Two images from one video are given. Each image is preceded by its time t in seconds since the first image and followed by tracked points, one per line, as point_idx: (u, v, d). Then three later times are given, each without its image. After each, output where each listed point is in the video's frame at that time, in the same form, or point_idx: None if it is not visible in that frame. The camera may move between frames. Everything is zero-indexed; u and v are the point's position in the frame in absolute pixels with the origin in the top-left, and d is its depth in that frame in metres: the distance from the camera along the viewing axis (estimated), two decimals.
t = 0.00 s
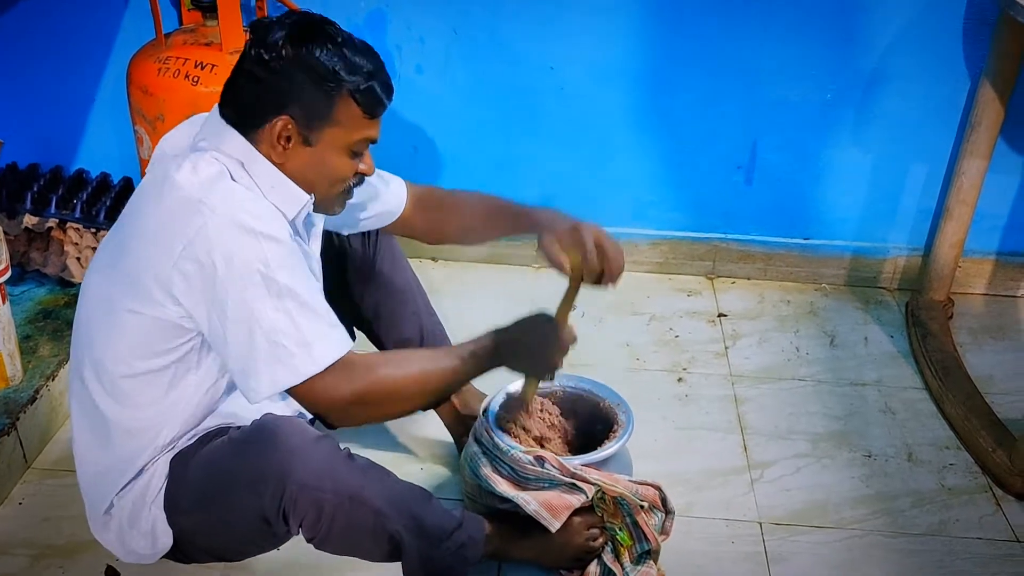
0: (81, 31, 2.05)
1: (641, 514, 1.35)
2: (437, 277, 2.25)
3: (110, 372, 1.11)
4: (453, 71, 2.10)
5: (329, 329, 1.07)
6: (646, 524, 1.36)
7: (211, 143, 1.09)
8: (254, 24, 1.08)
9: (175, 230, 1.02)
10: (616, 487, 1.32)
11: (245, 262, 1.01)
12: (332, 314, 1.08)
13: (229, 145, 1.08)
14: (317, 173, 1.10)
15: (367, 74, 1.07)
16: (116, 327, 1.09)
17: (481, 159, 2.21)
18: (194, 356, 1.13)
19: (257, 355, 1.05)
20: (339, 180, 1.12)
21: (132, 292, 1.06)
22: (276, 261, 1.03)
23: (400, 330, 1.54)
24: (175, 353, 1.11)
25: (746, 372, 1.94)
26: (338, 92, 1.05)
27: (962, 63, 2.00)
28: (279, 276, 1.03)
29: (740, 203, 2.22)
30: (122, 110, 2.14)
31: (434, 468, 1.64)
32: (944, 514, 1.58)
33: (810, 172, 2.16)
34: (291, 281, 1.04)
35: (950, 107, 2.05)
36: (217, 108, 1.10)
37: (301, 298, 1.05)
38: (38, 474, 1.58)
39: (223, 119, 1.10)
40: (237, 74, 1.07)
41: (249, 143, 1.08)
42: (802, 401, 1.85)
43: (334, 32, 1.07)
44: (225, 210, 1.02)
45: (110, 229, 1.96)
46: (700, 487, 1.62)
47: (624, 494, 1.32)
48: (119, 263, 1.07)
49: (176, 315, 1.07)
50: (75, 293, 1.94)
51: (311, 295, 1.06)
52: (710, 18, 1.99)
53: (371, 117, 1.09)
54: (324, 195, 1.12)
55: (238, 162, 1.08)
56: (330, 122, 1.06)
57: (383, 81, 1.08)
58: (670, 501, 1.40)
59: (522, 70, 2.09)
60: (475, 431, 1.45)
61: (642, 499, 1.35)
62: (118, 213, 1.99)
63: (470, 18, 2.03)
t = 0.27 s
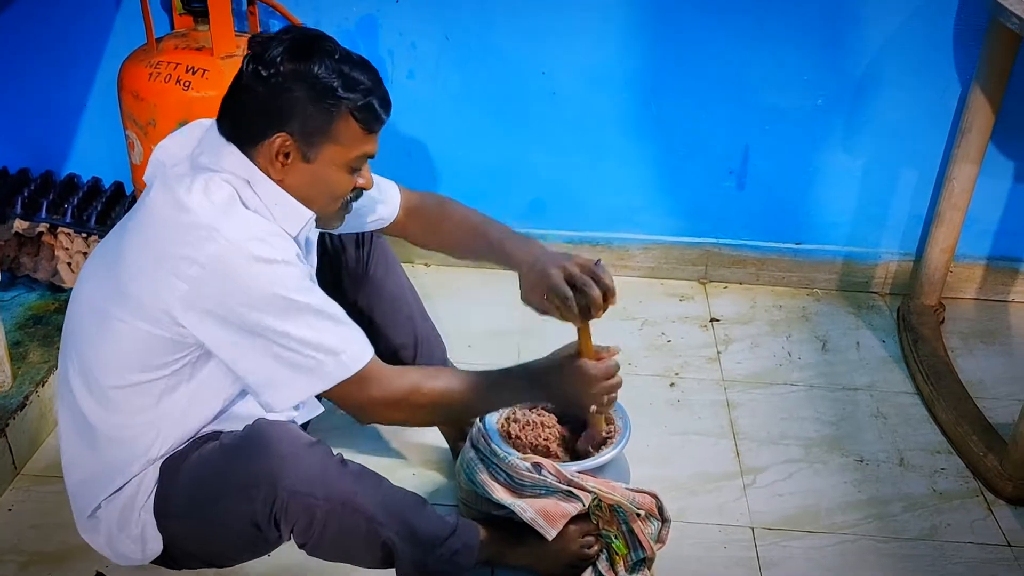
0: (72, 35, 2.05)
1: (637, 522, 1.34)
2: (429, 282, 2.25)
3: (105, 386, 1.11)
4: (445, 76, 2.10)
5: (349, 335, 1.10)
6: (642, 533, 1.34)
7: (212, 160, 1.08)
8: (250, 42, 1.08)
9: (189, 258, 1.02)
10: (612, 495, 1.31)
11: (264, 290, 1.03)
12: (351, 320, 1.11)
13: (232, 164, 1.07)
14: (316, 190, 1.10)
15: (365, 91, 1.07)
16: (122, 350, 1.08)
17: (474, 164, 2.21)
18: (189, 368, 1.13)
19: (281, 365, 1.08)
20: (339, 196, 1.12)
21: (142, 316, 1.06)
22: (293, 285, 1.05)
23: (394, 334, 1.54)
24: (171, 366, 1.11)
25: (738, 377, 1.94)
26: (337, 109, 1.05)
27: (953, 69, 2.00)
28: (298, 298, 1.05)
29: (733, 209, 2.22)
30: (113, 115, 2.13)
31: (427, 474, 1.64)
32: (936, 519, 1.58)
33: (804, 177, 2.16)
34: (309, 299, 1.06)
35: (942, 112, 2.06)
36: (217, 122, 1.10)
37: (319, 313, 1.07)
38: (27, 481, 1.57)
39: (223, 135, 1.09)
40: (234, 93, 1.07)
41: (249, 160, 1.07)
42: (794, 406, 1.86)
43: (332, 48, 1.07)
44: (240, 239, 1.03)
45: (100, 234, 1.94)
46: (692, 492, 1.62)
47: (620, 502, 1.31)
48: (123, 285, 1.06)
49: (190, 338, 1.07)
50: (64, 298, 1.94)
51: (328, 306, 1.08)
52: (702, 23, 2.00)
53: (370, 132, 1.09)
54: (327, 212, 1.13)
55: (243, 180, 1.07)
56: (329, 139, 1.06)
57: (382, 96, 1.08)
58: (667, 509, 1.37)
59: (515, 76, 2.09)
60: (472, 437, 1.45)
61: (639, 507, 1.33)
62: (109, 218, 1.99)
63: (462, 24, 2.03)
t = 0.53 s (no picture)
0: (95, 68, 2.09)
1: (665, 537, 1.35)
2: (449, 304, 2.26)
3: (133, 413, 1.13)
4: (461, 99, 2.12)
5: (357, 344, 1.08)
6: (671, 548, 1.35)
7: (215, 177, 1.11)
8: (267, 54, 1.10)
9: (188, 267, 1.04)
10: (638, 508, 1.31)
11: (263, 293, 1.03)
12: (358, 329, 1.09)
13: (234, 179, 1.09)
14: (320, 205, 1.11)
15: (374, 112, 1.08)
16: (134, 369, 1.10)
17: (493, 185, 2.22)
18: (215, 390, 1.14)
19: (290, 380, 1.05)
20: (342, 213, 1.13)
21: (148, 331, 1.08)
22: (293, 288, 1.05)
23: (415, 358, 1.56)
24: (195, 389, 1.12)
25: (760, 394, 1.93)
26: (344, 130, 1.06)
27: (970, 80, 2.00)
28: (300, 303, 1.05)
29: (751, 225, 2.22)
30: (136, 144, 2.17)
31: (451, 495, 1.64)
32: (963, 535, 1.56)
33: (822, 191, 2.16)
34: (311, 302, 1.06)
35: (961, 123, 2.05)
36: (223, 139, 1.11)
37: (323, 320, 1.06)
38: (56, 508, 1.59)
39: (228, 149, 1.11)
40: (245, 105, 1.08)
41: (253, 175, 1.09)
42: (817, 422, 1.85)
43: (345, 69, 1.08)
44: (237, 246, 1.04)
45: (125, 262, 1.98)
46: (715, 511, 1.61)
47: (647, 515, 1.31)
48: (130, 302, 1.08)
49: (198, 352, 1.08)
50: (91, 327, 1.96)
51: (331, 313, 1.07)
52: (715, 41, 2.00)
53: (377, 154, 1.11)
54: (333, 226, 1.14)
55: (245, 194, 1.09)
56: (335, 159, 1.07)
57: (391, 118, 1.09)
58: (692, 523, 1.40)
59: (528, 97, 2.10)
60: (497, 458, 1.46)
61: (666, 522, 1.34)
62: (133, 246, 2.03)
63: (476, 47, 2.05)
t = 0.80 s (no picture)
0: (93, 71, 2.08)
1: (663, 539, 1.34)
2: (448, 306, 2.26)
3: (131, 416, 1.12)
4: (459, 101, 2.11)
5: (344, 359, 1.08)
6: (670, 551, 1.34)
7: (217, 179, 1.10)
8: (253, 55, 1.10)
9: (187, 269, 1.03)
10: (635, 509, 1.31)
11: (262, 303, 1.04)
12: (346, 342, 1.09)
13: (235, 180, 1.09)
14: (318, 199, 1.11)
15: (366, 101, 1.08)
16: (132, 370, 1.09)
17: (492, 187, 2.22)
18: (211, 393, 1.14)
19: (279, 391, 1.05)
20: (340, 205, 1.13)
21: (147, 332, 1.07)
22: (290, 299, 1.05)
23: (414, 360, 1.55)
24: (193, 393, 1.12)
25: (760, 395, 1.93)
26: (338, 120, 1.06)
27: (969, 80, 2.00)
28: (295, 314, 1.05)
29: (751, 226, 2.22)
30: (135, 147, 2.17)
31: (451, 498, 1.64)
32: (965, 536, 1.56)
33: (822, 192, 2.16)
34: (303, 314, 1.05)
35: (960, 124, 2.05)
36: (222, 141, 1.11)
37: (316, 332, 1.06)
38: (55, 512, 1.59)
39: (227, 151, 1.10)
40: (235, 105, 1.08)
41: (253, 176, 1.09)
42: (817, 423, 1.84)
43: (333, 61, 1.09)
44: (238, 252, 1.04)
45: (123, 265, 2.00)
46: (716, 513, 1.61)
47: (644, 516, 1.31)
48: (131, 302, 1.08)
49: (195, 355, 1.08)
50: (90, 330, 1.95)
51: (325, 326, 1.07)
52: (713, 42, 2.00)
53: (371, 143, 1.11)
54: (327, 224, 1.14)
55: (245, 197, 1.09)
56: (330, 150, 1.07)
57: (383, 107, 1.10)
58: (691, 525, 1.39)
59: (526, 98, 2.10)
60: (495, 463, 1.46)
61: (664, 524, 1.34)
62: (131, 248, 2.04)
63: (474, 48, 2.05)
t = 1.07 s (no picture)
0: (99, 70, 2.08)
1: (675, 539, 1.34)
2: (453, 305, 2.25)
3: (143, 414, 1.12)
4: (466, 101, 2.11)
5: (378, 352, 1.09)
6: (682, 551, 1.34)
7: (237, 185, 1.10)
8: (283, 60, 1.10)
9: (212, 276, 1.03)
10: (647, 509, 1.30)
11: (288, 306, 1.04)
12: (380, 337, 1.10)
13: (256, 185, 1.09)
14: (340, 208, 1.11)
15: (393, 114, 1.08)
16: (151, 375, 1.09)
17: (498, 186, 2.21)
18: (226, 393, 1.14)
19: (314, 387, 1.08)
20: (361, 216, 1.13)
21: (169, 340, 1.07)
22: (317, 300, 1.05)
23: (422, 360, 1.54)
24: (207, 392, 1.12)
25: (767, 394, 1.93)
26: (365, 131, 1.06)
27: (976, 79, 1.99)
28: (322, 315, 1.05)
29: (757, 225, 2.22)
30: (141, 147, 2.17)
31: (458, 498, 1.64)
32: (973, 535, 1.56)
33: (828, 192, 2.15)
34: (335, 315, 1.06)
35: (967, 122, 2.04)
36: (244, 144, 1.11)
37: (346, 329, 1.07)
38: (62, 512, 1.59)
39: (250, 156, 1.10)
40: (262, 110, 1.08)
41: (275, 183, 1.09)
42: (824, 422, 1.84)
43: (361, 71, 1.08)
44: (262, 257, 1.04)
45: (130, 265, 1.97)
46: (723, 512, 1.61)
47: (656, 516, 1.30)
48: (151, 310, 1.08)
49: (217, 360, 1.08)
50: (95, 330, 1.96)
51: (355, 323, 1.08)
52: (720, 41, 2.00)
53: (397, 157, 1.10)
54: (351, 232, 1.15)
55: (267, 202, 1.09)
56: (355, 161, 1.07)
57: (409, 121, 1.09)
58: (703, 524, 1.37)
59: (533, 99, 2.10)
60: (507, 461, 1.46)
61: (676, 524, 1.32)
62: (138, 249, 2.02)
63: (480, 48, 2.05)
